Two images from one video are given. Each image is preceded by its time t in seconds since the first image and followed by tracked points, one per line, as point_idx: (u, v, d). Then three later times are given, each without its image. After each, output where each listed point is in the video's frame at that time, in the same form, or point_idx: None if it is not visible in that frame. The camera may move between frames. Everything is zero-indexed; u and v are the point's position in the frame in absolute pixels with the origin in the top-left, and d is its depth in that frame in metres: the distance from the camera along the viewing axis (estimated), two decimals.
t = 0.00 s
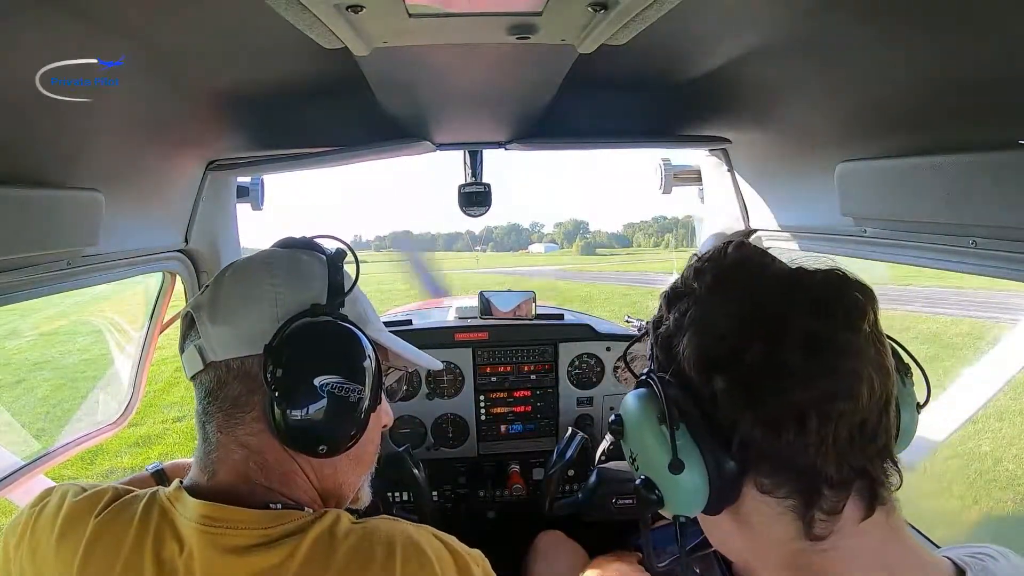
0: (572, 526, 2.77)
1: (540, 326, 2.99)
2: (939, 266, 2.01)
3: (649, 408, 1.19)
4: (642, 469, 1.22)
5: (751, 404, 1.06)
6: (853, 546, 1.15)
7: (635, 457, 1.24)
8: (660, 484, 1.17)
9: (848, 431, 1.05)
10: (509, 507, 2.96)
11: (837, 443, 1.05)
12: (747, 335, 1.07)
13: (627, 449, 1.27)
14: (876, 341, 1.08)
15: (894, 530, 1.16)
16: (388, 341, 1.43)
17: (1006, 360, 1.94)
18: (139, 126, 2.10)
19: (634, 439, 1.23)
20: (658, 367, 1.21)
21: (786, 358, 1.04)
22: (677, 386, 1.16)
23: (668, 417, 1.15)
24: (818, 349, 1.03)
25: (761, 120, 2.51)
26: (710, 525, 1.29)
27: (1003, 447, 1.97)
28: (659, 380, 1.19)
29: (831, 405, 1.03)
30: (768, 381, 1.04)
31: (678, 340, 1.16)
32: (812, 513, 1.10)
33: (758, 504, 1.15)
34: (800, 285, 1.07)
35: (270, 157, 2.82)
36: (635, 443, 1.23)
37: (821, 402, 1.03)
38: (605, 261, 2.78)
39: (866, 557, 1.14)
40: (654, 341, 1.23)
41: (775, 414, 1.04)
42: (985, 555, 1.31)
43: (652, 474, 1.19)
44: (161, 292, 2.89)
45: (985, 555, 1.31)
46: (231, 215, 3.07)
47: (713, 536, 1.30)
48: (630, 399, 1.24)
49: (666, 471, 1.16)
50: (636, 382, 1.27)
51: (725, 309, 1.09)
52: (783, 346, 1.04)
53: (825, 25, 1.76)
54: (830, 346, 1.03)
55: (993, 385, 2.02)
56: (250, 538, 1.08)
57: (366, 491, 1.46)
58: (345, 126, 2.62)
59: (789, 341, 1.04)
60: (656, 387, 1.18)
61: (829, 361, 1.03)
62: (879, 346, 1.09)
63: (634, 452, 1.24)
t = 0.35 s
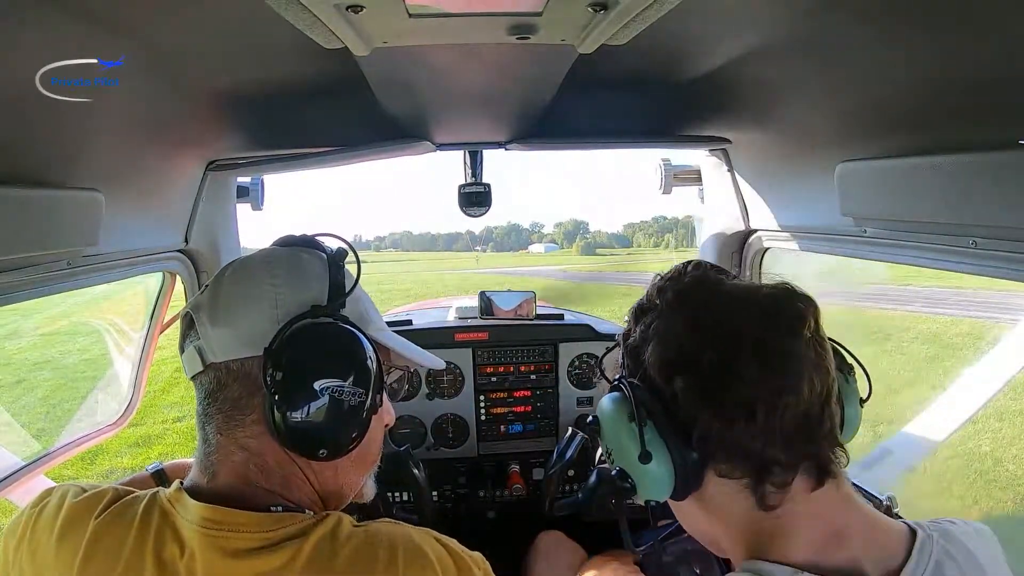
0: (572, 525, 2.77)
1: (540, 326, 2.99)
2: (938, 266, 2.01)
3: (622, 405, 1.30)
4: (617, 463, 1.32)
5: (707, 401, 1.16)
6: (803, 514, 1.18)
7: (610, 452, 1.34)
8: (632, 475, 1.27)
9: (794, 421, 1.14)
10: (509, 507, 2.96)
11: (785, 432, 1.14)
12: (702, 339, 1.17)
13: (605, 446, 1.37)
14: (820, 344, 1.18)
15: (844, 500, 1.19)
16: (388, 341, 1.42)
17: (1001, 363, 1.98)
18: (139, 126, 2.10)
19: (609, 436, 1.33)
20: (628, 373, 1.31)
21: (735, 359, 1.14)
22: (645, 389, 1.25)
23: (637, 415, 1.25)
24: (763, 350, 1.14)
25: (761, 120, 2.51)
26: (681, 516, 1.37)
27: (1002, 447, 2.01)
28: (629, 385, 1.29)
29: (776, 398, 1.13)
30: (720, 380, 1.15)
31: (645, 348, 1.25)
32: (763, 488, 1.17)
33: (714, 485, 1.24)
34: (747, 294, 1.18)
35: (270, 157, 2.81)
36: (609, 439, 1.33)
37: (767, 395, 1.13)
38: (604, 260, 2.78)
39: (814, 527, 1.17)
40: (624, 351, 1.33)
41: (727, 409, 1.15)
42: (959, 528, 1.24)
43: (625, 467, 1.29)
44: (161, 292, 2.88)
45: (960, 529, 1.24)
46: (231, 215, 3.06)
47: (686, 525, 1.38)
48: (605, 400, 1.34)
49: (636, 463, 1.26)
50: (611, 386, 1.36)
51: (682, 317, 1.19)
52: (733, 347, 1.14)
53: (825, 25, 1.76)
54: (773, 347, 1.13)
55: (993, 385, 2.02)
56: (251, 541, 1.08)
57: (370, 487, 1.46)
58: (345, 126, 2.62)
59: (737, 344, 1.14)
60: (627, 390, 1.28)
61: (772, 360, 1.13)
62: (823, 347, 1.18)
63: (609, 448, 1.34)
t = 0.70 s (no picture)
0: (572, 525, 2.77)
1: (541, 326, 2.99)
2: (938, 266, 2.02)
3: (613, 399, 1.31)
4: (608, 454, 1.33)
5: (690, 397, 1.19)
6: (780, 491, 1.20)
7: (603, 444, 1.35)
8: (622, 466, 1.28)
9: (771, 414, 1.17)
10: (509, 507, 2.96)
11: (763, 425, 1.17)
12: (684, 338, 1.20)
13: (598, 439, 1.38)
14: (795, 345, 1.22)
15: (822, 478, 1.21)
16: (394, 345, 1.44)
17: (1005, 361, 1.97)
18: (139, 126, 2.10)
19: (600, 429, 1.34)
20: (616, 374, 1.33)
21: (716, 356, 1.18)
22: (633, 387, 1.26)
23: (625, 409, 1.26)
24: (741, 348, 1.18)
25: (761, 120, 2.51)
26: (671, 509, 1.38)
27: (1002, 447, 2.01)
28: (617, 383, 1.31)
29: (755, 391, 1.16)
30: (702, 376, 1.18)
31: (632, 348, 1.28)
32: (742, 472, 1.19)
33: (699, 472, 1.25)
34: (726, 298, 1.23)
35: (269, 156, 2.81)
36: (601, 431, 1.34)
37: (746, 389, 1.16)
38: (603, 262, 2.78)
39: (791, 502, 1.19)
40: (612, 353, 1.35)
41: (709, 403, 1.17)
42: (932, 506, 1.26)
43: (615, 458, 1.29)
44: (161, 292, 2.88)
45: (932, 506, 1.26)
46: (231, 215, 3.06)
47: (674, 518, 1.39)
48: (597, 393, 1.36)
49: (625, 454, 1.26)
50: (602, 385, 1.37)
51: (667, 318, 1.22)
52: (714, 345, 1.18)
53: (825, 26, 1.76)
54: (751, 345, 1.18)
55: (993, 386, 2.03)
56: (254, 540, 1.08)
57: (368, 490, 1.45)
58: (345, 126, 2.61)
59: (718, 342, 1.18)
60: (616, 388, 1.29)
61: (751, 357, 1.17)
62: (798, 347, 1.23)
63: (601, 440, 1.35)
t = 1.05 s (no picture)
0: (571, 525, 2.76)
1: (540, 326, 2.99)
2: (937, 266, 2.02)
3: (613, 400, 1.32)
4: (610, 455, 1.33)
5: (692, 397, 1.18)
6: (782, 492, 1.19)
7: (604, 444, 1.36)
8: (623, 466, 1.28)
9: (773, 414, 1.17)
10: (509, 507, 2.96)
11: (766, 425, 1.17)
12: (685, 337, 1.20)
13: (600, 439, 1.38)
14: (795, 345, 1.23)
15: (823, 477, 1.20)
16: (395, 345, 1.44)
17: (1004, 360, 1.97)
18: (139, 126, 2.10)
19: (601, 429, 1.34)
20: (617, 374, 1.33)
21: (717, 356, 1.17)
22: (635, 387, 1.26)
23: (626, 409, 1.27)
24: (742, 347, 1.17)
25: (762, 120, 2.51)
26: (673, 510, 1.38)
27: (1002, 447, 2.01)
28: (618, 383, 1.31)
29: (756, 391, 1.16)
30: (703, 376, 1.17)
31: (634, 348, 1.28)
32: (743, 472, 1.19)
33: (700, 473, 1.25)
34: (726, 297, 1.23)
35: (269, 156, 2.81)
36: (602, 432, 1.34)
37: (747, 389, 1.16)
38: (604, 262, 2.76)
39: (792, 502, 1.18)
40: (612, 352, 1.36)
41: (711, 403, 1.17)
42: (931, 506, 1.26)
43: (617, 459, 1.30)
44: (161, 292, 2.89)
45: (932, 506, 1.26)
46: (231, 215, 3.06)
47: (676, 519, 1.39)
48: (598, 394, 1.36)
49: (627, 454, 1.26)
50: (603, 384, 1.38)
51: (668, 317, 1.23)
52: (715, 345, 1.18)
53: (824, 26, 1.76)
54: (752, 345, 1.18)
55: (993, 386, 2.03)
56: (256, 542, 1.08)
57: (368, 491, 1.45)
58: (345, 126, 2.61)
59: (719, 342, 1.18)
60: (619, 387, 1.29)
61: (752, 357, 1.17)
62: (798, 346, 1.23)
63: (602, 440, 1.36)
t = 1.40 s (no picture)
0: (571, 525, 2.76)
1: (540, 326, 2.99)
2: (937, 266, 2.02)
3: (621, 404, 1.32)
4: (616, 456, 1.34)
5: (699, 398, 1.18)
6: (790, 499, 1.19)
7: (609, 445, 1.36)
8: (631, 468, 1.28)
9: (785, 417, 1.16)
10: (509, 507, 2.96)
11: (777, 427, 1.16)
12: (693, 337, 1.19)
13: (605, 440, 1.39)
14: (807, 346, 1.21)
15: (832, 484, 1.21)
16: (398, 347, 1.44)
17: (1004, 361, 1.99)
18: (139, 127, 2.10)
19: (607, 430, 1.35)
20: (624, 373, 1.33)
21: (726, 356, 1.16)
22: (641, 386, 1.27)
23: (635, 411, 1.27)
24: (752, 347, 1.16)
25: (762, 120, 2.51)
26: (678, 511, 1.38)
27: (1002, 447, 2.02)
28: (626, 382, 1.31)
29: (766, 392, 1.14)
30: (711, 377, 1.17)
31: (641, 347, 1.28)
32: (752, 477, 1.18)
33: (706, 476, 1.25)
34: (736, 294, 1.21)
35: (269, 157, 2.81)
36: (608, 433, 1.34)
37: (757, 390, 1.15)
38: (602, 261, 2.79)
39: (799, 509, 1.18)
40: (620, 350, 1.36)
41: (719, 405, 1.16)
42: (941, 513, 1.26)
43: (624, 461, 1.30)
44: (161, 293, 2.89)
45: (941, 513, 1.27)
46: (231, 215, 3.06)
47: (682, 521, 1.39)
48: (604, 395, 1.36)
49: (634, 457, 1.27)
50: (609, 383, 1.38)
51: (677, 316, 1.22)
52: (724, 345, 1.17)
53: (824, 26, 1.76)
54: (763, 345, 1.16)
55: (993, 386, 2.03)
56: (257, 549, 1.08)
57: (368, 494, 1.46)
58: (345, 126, 2.61)
59: (729, 341, 1.17)
60: (625, 387, 1.30)
61: (762, 358, 1.16)
62: (810, 348, 1.22)
63: (608, 441, 1.36)
